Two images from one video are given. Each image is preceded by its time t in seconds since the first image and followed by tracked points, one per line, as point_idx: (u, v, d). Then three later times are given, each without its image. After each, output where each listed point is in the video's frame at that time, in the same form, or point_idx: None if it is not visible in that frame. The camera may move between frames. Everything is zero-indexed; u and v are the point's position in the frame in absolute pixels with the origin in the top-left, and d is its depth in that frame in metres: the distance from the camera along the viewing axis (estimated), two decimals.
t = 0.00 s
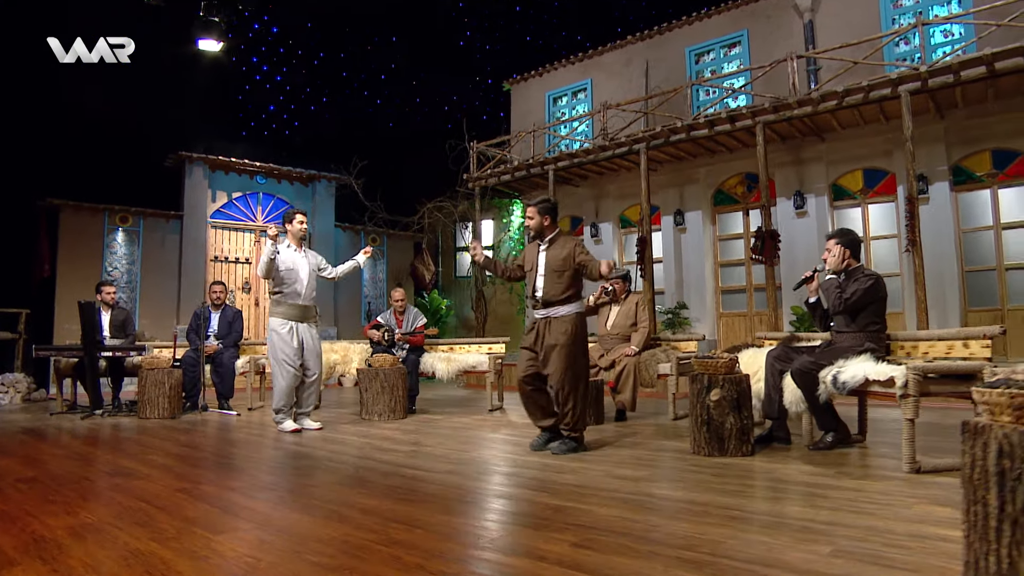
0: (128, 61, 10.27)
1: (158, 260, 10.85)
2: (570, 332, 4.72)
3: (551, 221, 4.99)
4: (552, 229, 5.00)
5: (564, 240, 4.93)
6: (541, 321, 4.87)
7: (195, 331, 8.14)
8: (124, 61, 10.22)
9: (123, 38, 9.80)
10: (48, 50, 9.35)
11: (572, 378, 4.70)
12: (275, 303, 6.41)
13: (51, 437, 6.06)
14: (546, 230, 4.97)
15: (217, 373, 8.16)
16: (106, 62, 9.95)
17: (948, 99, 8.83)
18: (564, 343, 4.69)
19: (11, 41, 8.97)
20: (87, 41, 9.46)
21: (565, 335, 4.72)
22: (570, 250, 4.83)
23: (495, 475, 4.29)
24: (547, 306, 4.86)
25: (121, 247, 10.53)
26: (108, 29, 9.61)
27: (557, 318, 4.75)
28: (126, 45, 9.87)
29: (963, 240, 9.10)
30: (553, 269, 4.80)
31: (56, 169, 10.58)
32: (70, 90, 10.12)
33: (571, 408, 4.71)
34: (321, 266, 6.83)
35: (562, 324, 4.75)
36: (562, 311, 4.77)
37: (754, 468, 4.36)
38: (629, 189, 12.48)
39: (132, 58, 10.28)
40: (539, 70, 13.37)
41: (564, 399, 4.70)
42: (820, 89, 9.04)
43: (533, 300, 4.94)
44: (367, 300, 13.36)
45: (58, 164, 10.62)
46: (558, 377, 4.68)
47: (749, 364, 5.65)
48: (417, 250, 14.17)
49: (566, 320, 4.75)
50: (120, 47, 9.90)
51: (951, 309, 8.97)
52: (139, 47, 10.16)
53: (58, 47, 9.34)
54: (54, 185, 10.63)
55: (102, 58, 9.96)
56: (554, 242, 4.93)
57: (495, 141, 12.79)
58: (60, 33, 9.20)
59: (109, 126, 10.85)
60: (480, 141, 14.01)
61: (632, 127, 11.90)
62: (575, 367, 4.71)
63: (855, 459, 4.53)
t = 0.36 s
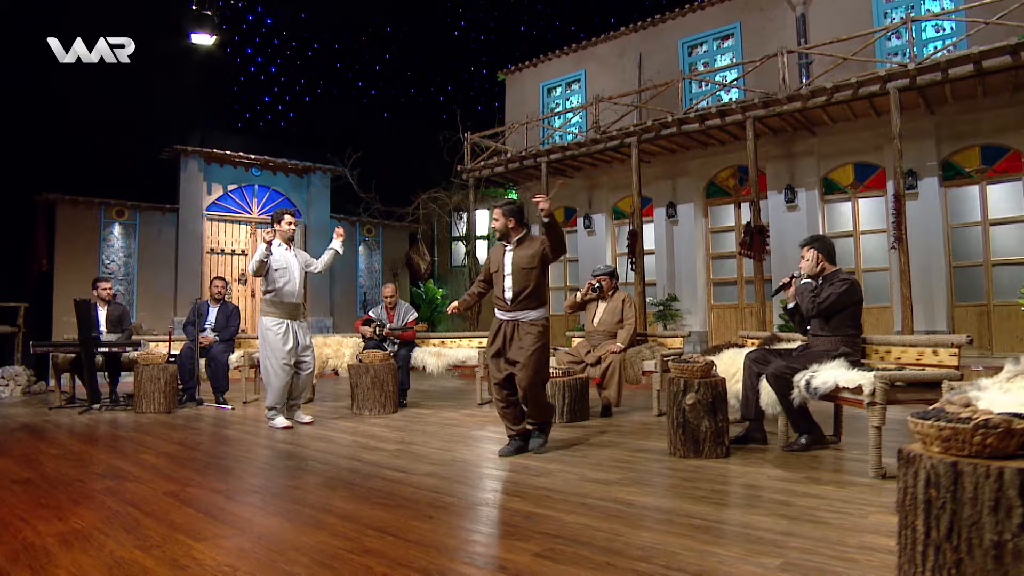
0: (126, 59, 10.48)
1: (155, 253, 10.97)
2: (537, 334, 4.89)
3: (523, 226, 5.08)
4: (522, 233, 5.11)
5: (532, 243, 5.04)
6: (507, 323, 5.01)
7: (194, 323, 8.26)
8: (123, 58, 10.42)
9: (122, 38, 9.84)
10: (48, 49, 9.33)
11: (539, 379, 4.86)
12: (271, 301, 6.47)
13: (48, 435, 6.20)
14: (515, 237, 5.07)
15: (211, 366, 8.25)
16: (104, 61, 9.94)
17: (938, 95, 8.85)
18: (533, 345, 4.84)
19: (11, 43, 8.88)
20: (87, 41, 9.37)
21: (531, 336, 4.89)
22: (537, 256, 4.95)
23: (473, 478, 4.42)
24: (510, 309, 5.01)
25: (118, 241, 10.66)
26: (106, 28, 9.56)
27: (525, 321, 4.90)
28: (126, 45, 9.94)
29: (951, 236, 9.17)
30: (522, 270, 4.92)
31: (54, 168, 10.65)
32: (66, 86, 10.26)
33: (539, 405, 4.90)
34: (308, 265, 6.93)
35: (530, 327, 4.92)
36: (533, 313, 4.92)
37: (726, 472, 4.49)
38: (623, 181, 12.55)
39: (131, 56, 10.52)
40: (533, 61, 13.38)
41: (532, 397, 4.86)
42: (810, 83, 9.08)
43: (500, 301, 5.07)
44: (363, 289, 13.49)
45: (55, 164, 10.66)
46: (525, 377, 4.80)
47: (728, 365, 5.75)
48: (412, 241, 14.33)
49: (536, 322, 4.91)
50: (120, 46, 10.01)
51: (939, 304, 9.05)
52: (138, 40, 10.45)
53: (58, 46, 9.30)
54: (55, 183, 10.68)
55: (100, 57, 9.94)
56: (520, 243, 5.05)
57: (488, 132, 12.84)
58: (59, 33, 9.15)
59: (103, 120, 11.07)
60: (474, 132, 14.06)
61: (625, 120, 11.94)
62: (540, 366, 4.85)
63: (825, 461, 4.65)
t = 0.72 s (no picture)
0: (127, 59, 10.62)
1: (156, 248, 11.14)
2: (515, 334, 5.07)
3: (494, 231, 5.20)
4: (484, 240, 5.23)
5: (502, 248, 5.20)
6: (485, 327, 5.19)
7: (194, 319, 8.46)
8: (124, 59, 10.57)
9: (123, 38, 10.00)
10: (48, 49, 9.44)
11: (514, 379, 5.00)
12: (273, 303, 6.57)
13: (50, 436, 6.34)
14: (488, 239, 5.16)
15: (210, 363, 8.40)
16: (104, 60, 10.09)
17: (933, 93, 8.85)
18: (509, 349, 5.01)
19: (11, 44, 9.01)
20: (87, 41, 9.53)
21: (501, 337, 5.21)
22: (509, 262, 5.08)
23: (459, 485, 4.56)
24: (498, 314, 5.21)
25: (119, 236, 10.79)
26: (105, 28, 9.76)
27: (500, 324, 5.06)
28: (126, 45, 10.10)
29: (944, 234, 9.21)
30: (492, 273, 5.08)
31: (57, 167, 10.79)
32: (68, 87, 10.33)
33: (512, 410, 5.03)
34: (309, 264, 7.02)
35: (507, 330, 5.07)
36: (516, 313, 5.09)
37: (705, 480, 4.62)
38: (620, 174, 12.61)
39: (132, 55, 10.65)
40: (531, 52, 13.38)
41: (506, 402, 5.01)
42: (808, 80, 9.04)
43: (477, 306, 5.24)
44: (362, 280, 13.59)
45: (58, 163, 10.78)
46: (507, 382, 5.03)
47: (714, 370, 5.89)
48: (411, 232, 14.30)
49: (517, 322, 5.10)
50: (120, 46, 10.13)
51: (931, 301, 9.12)
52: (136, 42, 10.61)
53: (58, 47, 9.43)
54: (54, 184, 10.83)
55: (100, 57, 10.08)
56: (493, 246, 5.16)
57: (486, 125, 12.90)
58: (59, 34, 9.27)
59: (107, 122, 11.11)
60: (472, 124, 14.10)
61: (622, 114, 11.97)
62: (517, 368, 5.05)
63: (803, 468, 4.77)
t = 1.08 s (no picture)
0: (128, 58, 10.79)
1: (164, 243, 11.33)
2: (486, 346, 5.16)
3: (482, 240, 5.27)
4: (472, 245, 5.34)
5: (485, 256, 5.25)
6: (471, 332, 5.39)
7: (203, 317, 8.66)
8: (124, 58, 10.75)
9: (122, 38, 10.15)
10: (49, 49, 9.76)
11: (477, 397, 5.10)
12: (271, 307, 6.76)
13: (64, 437, 6.56)
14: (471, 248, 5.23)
15: (217, 361, 8.59)
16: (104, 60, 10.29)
17: (935, 93, 8.83)
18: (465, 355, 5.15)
19: (12, 43, 9.54)
20: (87, 41, 9.75)
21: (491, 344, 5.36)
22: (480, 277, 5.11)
23: (455, 496, 4.72)
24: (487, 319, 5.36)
25: (128, 232, 11.01)
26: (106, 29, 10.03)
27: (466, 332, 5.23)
28: (125, 45, 10.24)
29: (944, 233, 9.24)
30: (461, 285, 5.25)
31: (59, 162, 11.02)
32: (69, 83, 10.56)
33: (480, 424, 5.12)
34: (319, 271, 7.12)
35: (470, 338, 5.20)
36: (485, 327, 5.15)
37: (693, 491, 4.76)
38: (623, 168, 12.67)
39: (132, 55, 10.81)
40: (535, 45, 13.39)
41: (467, 417, 5.12)
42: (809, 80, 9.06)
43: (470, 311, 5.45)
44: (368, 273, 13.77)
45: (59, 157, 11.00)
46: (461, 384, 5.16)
47: (705, 377, 6.03)
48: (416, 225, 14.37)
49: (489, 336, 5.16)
50: (120, 46, 10.28)
51: (930, 301, 9.18)
52: (138, 39, 10.82)
53: (58, 47, 9.70)
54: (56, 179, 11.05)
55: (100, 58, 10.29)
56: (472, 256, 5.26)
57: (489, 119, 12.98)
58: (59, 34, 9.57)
59: (108, 118, 11.31)
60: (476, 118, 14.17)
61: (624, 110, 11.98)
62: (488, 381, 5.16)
63: (789, 479, 4.91)
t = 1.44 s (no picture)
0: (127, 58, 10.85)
1: (182, 240, 11.59)
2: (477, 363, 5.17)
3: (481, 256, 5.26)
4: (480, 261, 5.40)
5: (479, 271, 5.24)
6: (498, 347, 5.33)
7: (220, 318, 8.92)
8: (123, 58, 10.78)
9: (121, 38, 10.15)
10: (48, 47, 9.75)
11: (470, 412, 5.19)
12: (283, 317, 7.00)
13: (90, 438, 6.83)
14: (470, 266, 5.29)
15: (234, 361, 8.84)
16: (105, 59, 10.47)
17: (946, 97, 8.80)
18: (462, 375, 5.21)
19: (13, 44, 9.52)
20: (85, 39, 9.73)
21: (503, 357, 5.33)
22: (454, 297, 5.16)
23: (461, 507, 4.93)
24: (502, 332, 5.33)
25: (147, 230, 11.27)
26: (105, 29, 10.25)
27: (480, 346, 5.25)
28: (124, 44, 10.33)
29: (953, 235, 9.26)
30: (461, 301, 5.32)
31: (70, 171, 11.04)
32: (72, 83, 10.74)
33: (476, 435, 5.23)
34: (329, 279, 7.31)
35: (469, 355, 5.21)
36: (468, 344, 5.18)
37: (690, 505, 4.93)
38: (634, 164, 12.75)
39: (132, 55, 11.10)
40: (546, 40, 13.42)
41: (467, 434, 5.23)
42: (819, 82, 9.05)
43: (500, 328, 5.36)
44: (382, 267, 13.98)
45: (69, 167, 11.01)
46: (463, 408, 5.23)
47: (706, 388, 6.17)
48: (429, 219, 14.48)
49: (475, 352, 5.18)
50: (119, 45, 10.33)
51: (937, 303, 9.22)
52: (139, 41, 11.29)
53: (58, 46, 9.71)
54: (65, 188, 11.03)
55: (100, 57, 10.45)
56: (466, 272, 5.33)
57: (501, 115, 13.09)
58: (59, 33, 9.70)
59: (115, 123, 11.43)
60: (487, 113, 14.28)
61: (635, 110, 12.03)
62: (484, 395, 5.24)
63: (783, 493, 5.07)
